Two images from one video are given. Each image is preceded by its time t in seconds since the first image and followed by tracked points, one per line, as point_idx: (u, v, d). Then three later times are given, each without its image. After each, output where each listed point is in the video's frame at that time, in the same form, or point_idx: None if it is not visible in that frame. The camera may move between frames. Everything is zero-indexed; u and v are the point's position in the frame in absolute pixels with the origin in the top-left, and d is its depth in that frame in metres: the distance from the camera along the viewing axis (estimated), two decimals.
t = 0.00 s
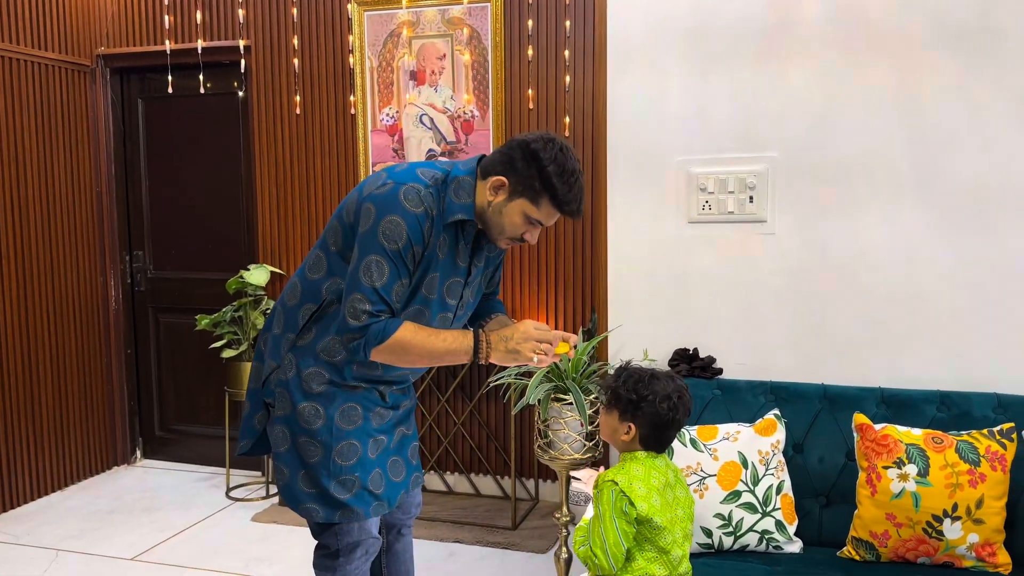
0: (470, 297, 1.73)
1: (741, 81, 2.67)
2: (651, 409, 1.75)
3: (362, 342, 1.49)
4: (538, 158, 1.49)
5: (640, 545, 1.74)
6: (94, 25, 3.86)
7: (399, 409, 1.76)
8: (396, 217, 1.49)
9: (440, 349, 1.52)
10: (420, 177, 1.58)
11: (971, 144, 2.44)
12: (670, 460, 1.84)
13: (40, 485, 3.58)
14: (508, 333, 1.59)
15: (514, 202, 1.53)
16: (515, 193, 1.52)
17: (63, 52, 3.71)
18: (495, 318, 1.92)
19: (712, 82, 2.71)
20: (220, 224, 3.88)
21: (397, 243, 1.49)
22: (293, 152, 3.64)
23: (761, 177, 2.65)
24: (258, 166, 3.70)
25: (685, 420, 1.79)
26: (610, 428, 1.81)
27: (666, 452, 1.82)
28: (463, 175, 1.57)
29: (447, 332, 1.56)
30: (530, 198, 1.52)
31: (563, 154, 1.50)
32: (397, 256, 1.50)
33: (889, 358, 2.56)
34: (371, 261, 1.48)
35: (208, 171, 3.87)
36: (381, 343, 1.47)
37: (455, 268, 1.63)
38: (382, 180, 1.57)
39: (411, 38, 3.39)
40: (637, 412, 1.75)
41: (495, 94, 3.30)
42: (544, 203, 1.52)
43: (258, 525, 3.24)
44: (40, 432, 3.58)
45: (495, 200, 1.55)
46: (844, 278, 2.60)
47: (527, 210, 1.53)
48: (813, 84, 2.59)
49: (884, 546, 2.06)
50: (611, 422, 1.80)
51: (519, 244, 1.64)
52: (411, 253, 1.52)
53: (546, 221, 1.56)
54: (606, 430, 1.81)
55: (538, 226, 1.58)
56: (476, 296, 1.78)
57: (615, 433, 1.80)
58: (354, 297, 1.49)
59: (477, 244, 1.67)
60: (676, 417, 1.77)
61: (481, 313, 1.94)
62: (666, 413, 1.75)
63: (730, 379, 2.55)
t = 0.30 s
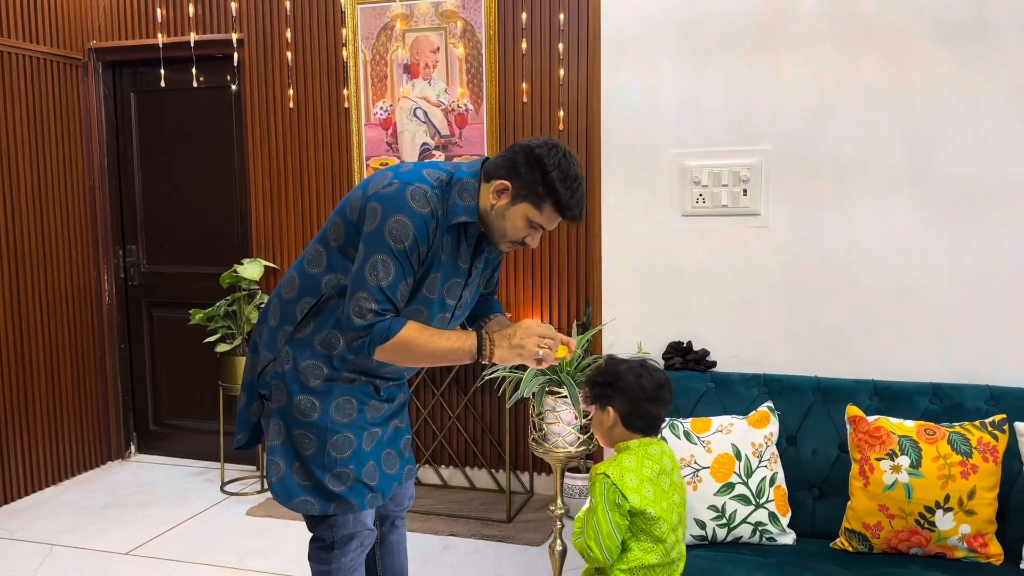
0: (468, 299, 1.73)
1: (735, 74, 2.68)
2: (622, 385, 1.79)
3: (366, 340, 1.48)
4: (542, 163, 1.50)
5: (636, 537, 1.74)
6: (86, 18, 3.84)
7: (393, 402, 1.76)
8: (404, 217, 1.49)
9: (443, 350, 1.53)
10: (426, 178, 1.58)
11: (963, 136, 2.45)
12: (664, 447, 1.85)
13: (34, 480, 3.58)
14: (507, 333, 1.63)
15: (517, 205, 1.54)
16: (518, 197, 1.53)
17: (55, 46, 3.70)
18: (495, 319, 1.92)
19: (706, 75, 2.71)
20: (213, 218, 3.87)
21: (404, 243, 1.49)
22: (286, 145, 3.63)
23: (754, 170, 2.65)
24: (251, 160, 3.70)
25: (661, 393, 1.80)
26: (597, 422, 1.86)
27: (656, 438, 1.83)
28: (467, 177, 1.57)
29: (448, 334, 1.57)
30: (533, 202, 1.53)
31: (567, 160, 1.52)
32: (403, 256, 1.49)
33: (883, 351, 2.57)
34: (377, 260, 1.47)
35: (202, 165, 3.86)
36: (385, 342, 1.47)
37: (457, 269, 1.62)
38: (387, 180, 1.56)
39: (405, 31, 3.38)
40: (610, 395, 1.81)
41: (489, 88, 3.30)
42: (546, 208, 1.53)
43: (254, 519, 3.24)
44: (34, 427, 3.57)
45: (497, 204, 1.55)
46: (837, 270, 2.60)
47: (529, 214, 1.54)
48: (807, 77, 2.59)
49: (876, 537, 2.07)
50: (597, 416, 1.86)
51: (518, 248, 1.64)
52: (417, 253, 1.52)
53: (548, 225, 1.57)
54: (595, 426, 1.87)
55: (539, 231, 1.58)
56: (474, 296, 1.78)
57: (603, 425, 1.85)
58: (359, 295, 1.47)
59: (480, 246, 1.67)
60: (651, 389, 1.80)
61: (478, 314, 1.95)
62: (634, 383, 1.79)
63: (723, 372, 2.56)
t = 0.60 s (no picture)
0: (463, 286, 1.73)
1: (728, 63, 2.67)
2: (593, 373, 1.74)
3: (363, 327, 1.48)
4: (538, 148, 1.49)
5: (614, 530, 1.72)
6: (76, 8, 3.81)
7: (388, 393, 1.76)
8: (400, 204, 1.48)
9: (439, 334, 1.53)
10: (421, 165, 1.57)
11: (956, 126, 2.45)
12: (642, 432, 1.78)
13: (27, 473, 3.57)
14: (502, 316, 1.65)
15: (513, 190, 1.53)
16: (514, 182, 1.52)
17: (45, 36, 3.67)
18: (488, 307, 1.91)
19: (699, 66, 2.71)
20: (205, 209, 3.85)
21: (401, 230, 1.48)
22: (279, 137, 3.62)
23: (747, 160, 2.65)
24: (243, 151, 3.68)
25: (633, 380, 1.75)
26: (575, 412, 1.82)
27: (631, 426, 1.76)
28: (462, 164, 1.56)
29: (445, 318, 1.56)
30: (529, 187, 1.52)
31: (563, 145, 1.51)
32: (400, 243, 1.49)
33: (875, 341, 2.58)
34: (374, 247, 1.46)
35: (193, 156, 3.84)
36: (382, 328, 1.47)
37: (453, 257, 1.62)
38: (383, 167, 1.55)
39: (397, 21, 3.37)
40: (582, 384, 1.77)
41: (482, 78, 3.29)
42: (542, 192, 1.52)
43: (248, 511, 3.24)
44: (26, 419, 3.56)
45: (493, 189, 1.54)
46: (830, 261, 2.61)
47: (526, 200, 1.54)
48: (800, 67, 2.59)
49: (868, 526, 2.08)
50: (574, 406, 1.82)
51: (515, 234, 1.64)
52: (414, 240, 1.51)
53: (544, 210, 1.56)
54: (573, 416, 1.83)
55: (535, 216, 1.58)
56: (470, 284, 1.78)
57: (580, 416, 1.80)
58: (355, 282, 1.47)
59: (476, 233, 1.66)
60: (622, 376, 1.74)
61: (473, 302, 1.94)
62: (604, 371, 1.73)
63: (716, 363, 2.57)
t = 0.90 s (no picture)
0: (457, 280, 1.72)
1: (724, 56, 2.67)
2: (578, 365, 1.74)
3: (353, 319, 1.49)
4: (532, 139, 1.48)
5: (589, 526, 1.73)
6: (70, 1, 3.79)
7: (383, 387, 1.75)
8: (391, 196, 1.48)
9: (429, 325, 1.52)
10: (413, 157, 1.56)
11: (952, 118, 2.45)
12: (626, 430, 1.77)
13: (23, 468, 3.57)
14: (495, 305, 1.65)
15: (506, 183, 1.52)
16: (508, 174, 1.51)
17: (40, 30, 3.65)
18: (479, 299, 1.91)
19: (695, 59, 2.70)
20: (201, 203, 3.84)
21: (392, 223, 1.48)
22: (275, 130, 3.61)
23: (744, 154, 2.65)
24: (239, 145, 3.67)
25: (618, 374, 1.74)
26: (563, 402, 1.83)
27: (615, 423, 1.77)
28: (455, 157, 1.56)
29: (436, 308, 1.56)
30: (522, 179, 1.51)
31: (556, 137, 1.49)
32: (391, 236, 1.49)
33: (871, 333, 2.58)
34: (365, 240, 1.47)
35: (189, 150, 3.83)
36: (373, 319, 1.47)
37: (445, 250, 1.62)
38: (375, 159, 1.54)
39: (393, 14, 3.35)
40: (569, 376, 1.77)
41: (478, 72, 3.28)
42: (535, 184, 1.51)
43: (245, 505, 3.24)
44: (22, 413, 3.55)
45: (486, 181, 1.53)
46: (826, 253, 2.61)
47: (519, 192, 1.52)
48: (796, 60, 2.59)
49: (864, 519, 2.09)
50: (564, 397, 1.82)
51: (508, 227, 1.63)
52: (405, 233, 1.51)
53: (537, 203, 1.55)
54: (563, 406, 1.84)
55: (529, 209, 1.57)
56: (463, 277, 1.78)
57: (568, 407, 1.81)
58: (346, 274, 1.47)
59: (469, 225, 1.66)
60: (606, 370, 1.73)
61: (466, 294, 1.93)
62: (587, 365, 1.73)
63: (713, 356, 2.57)
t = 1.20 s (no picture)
0: (448, 287, 1.72)
1: (721, 50, 2.66)
2: (575, 362, 1.74)
3: (351, 325, 1.47)
4: (535, 159, 1.48)
5: (585, 523, 1.74)
6: None
7: (372, 382, 1.76)
8: (395, 203, 1.48)
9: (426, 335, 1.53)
10: (416, 165, 1.56)
11: (949, 112, 2.45)
12: (622, 427, 1.78)
13: (21, 463, 3.57)
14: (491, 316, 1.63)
15: (505, 198, 1.53)
16: (508, 190, 1.51)
17: (36, 24, 3.64)
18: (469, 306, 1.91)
19: (692, 52, 2.70)
20: (198, 197, 3.84)
21: (395, 230, 1.48)
22: (272, 124, 3.60)
23: (741, 148, 2.65)
24: (236, 139, 3.67)
25: (615, 371, 1.74)
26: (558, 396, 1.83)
27: (611, 419, 1.77)
28: (455, 168, 1.56)
29: (435, 317, 1.57)
30: (522, 197, 1.51)
31: (559, 159, 1.50)
32: (393, 243, 1.48)
33: (868, 327, 2.59)
34: (366, 246, 1.46)
35: (186, 143, 3.82)
36: (370, 326, 1.46)
37: (441, 260, 1.61)
38: (377, 164, 1.54)
39: (390, 7, 3.34)
40: (566, 372, 1.77)
41: (476, 65, 3.27)
42: (534, 203, 1.52)
43: (243, 499, 3.25)
44: (20, 408, 3.56)
45: (486, 195, 1.53)
46: (823, 247, 2.61)
47: (517, 209, 1.53)
48: (794, 54, 2.58)
49: (861, 512, 2.10)
50: (559, 391, 1.83)
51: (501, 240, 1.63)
52: (406, 240, 1.51)
53: (533, 219, 1.56)
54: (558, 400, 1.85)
55: (524, 225, 1.58)
56: (453, 285, 1.78)
57: (563, 401, 1.82)
58: (346, 279, 1.46)
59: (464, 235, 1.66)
60: (604, 367, 1.73)
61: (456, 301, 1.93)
62: (585, 362, 1.73)
63: (710, 350, 2.57)
